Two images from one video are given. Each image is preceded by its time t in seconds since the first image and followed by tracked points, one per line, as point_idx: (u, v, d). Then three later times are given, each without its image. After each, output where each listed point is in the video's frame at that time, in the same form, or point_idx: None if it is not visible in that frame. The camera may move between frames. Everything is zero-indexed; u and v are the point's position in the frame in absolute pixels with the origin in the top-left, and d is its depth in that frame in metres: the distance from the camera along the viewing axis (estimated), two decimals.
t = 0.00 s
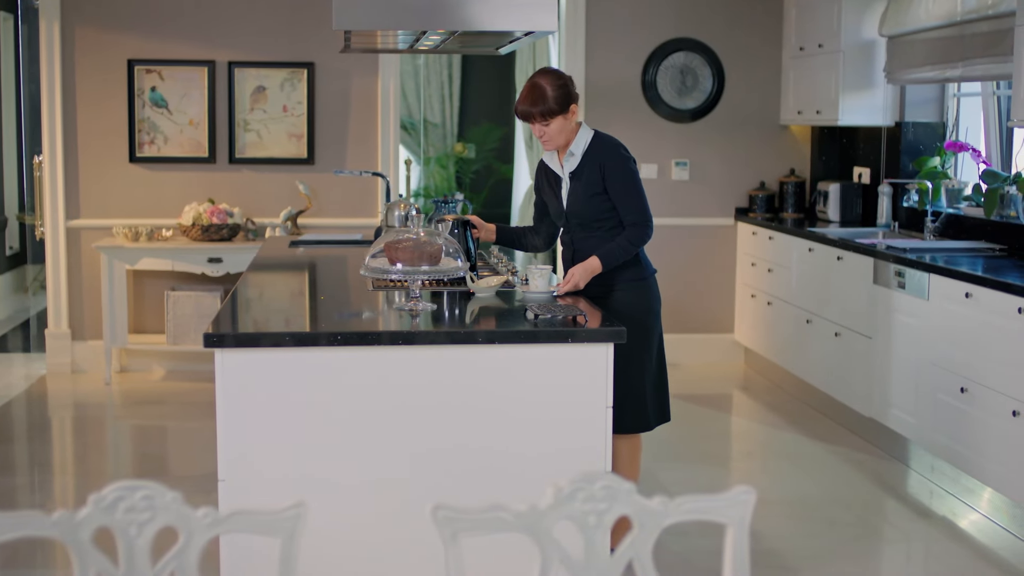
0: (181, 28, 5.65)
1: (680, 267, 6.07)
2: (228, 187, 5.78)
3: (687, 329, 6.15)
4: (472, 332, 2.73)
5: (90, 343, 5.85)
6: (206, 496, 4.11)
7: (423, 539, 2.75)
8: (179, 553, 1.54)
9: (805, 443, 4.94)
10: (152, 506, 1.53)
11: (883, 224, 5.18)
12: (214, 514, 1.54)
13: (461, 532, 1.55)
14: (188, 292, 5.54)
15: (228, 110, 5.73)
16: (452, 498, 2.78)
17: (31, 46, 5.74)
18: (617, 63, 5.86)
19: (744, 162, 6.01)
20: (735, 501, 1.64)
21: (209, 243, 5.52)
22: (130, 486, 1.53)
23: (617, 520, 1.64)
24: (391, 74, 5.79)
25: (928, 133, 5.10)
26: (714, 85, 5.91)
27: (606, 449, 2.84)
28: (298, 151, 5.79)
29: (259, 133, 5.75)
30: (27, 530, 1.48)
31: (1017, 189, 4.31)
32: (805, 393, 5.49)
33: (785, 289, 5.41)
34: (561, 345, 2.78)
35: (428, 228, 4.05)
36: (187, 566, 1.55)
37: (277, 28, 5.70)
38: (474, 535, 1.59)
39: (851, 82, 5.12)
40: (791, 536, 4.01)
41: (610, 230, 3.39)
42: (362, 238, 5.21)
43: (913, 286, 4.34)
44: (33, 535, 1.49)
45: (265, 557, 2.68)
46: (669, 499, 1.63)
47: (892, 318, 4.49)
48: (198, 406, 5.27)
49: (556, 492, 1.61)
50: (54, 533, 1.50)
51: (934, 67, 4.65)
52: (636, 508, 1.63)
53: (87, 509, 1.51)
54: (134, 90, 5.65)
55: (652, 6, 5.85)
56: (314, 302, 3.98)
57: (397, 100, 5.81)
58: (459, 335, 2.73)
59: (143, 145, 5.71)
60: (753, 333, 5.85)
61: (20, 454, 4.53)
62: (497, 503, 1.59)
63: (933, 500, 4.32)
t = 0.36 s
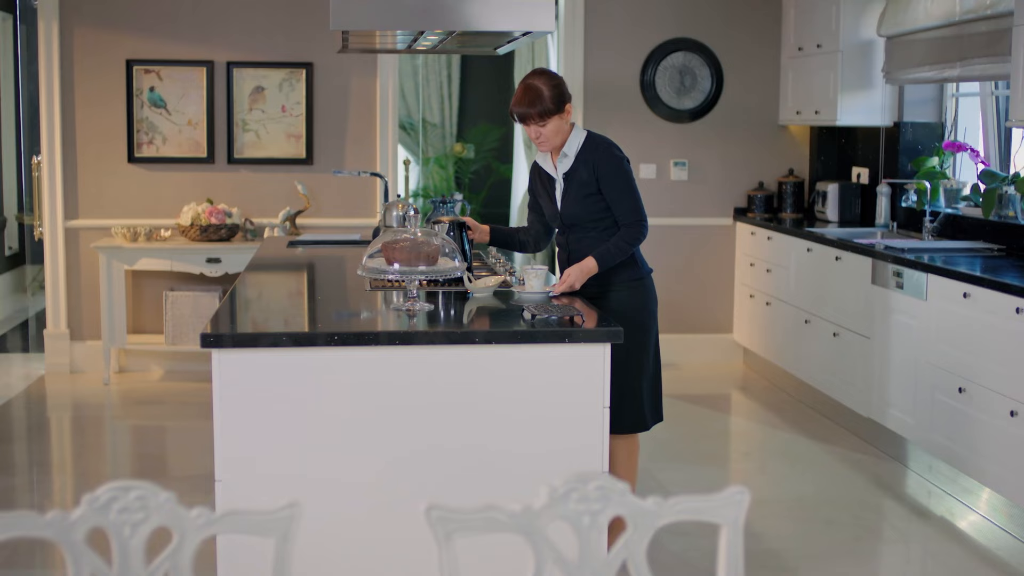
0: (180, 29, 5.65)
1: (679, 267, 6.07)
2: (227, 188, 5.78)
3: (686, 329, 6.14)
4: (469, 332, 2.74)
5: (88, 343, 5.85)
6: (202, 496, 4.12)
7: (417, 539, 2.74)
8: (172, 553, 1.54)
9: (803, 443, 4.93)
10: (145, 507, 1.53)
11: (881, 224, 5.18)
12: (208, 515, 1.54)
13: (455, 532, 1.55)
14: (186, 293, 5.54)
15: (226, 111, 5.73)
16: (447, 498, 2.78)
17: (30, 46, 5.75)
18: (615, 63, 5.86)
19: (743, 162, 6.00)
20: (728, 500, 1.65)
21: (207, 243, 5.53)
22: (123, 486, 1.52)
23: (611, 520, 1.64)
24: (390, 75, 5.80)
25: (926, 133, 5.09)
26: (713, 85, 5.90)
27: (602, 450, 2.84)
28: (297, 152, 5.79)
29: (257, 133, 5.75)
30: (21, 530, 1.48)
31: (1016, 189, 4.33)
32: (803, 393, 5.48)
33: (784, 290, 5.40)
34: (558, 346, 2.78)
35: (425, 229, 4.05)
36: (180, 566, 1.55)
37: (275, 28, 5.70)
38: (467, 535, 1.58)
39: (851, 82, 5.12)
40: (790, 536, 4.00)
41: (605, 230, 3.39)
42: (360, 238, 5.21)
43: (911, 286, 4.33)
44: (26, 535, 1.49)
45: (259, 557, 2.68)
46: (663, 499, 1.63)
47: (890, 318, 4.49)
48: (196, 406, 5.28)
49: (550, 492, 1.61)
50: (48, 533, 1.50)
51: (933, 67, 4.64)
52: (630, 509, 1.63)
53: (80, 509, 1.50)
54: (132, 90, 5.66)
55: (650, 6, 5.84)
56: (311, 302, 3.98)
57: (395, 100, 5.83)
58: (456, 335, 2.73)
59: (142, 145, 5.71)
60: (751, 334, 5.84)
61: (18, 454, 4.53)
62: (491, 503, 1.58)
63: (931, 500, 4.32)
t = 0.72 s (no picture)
0: (179, 29, 5.66)
1: (678, 267, 6.07)
2: (225, 188, 5.79)
3: (685, 329, 6.14)
4: (467, 331, 2.73)
5: (87, 343, 5.84)
6: (200, 496, 4.12)
7: (414, 538, 2.74)
8: (168, 554, 1.55)
9: (802, 443, 4.93)
10: (141, 507, 1.52)
11: (880, 224, 5.17)
12: (204, 515, 1.54)
13: (450, 531, 1.55)
14: (185, 293, 5.54)
15: (224, 111, 5.73)
16: (444, 497, 2.78)
17: (29, 46, 5.76)
18: (614, 63, 5.86)
19: (742, 161, 6.00)
20: (724, 500, 1.64)
21: (206, 243, 5.53)
22: (118, 486, 1.52)
23: (606, 520, 1.64)
24: (389, 75, 5.80)
25: (926, 133, 5.08)
26: (712, 85, 5.90)
27: (601, 449, 2.83)
28: (296, 152, 5.79)
29: (256, 133, 5.75)
30: (16, 530, 1.48)
31: (1014, 189, 4.36)
32: (802, 394, 5.48)
33: (784, 290, 5.40)
34: (557, 345, 2.78)
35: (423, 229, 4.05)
36: (176, 567, 1.55)
37: (274, 28, 5.71)
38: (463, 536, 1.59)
39: (850, 82, 5.11)
40: (789, 536, 4.00)
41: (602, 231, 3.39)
42: (359, 238, 5.21)
43: (909, 286, 4.33)
44: (24, 535, 1.49)
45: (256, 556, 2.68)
46: (659, 499, 1.63)
47: (889, 318, 4.48)
48: (195, 405, 5.28)
49: (545, 493, 1.61)
50: (44, 533, 1.50)
51: (932, 67, 4.64)
52: (626, 509, 1.63)
53: (75, 509, 1.50)
54: (132, 90, 5.66)
55: (649, 6, 5.84)
56: (311, 301, 3.99)
57: (394, 100, 5.82)
58: (454, 335, 2.73)
59: (141, 145, 5.72)
60: (750, 334, 5.84)
61: (18, 454, 4.54)
62: (487, 503, 1.59)
63: (930, 500, 4.31)
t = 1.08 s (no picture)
0: (178, 28, 5.66)
1: (677, 267, 6.07)
2: (225, 188, 5.79)
3: (684, 329, 6.14)
4: (465, 331, 2.73)
5: (86, 343, 5.84)
6: (198, 496, 4.12)
7: (410, 539, 2.74)
8: (163, 554, 1.54)
9: (801, 443, 4.92)
10: (136, 507, 1.52)
11: (879, 224, 5.16)
12: (199, 515, 1.54)
13: (445, 531, 1.54)
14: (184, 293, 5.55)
15: (224, 111, 5.74)
16: (440, 497, 2.77)
17: (28, 47, 5.77)
18: (613, 63, 5.86)
19: (741, 161, 6.00)
20: (720, 501, 1.64)
21: (206, 243, 5.53)
22: (114, 486, 1.52)
23: (602, 520, 1.63)
24: (388, 74, 5.80)
25: (925, 133, 5.07)
26: (711, 85, 5.89)
27: (598, 449, 2.83)
28: (295, 151, 5.79)
29: (255, 133, 5.75)
30: (10, 530, 1.48)
31: (1012, 189, 4.39)
32: (801, 394, 5.47)
33: (782, 290, 5.39)
34: (556, 345, 2.78)
35: (422, 229, 4.04)
36: (171, 567, 1.55)
37: (273, 28, 5.71)
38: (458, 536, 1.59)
39: (849, 82, 5.11)
40: (787, 536, 3.99)
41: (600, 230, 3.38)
42: (357, 238, 5.21)
43: (908, 286, 4.32)
44: (18, 535, 1.49)
45: (250, 555, 2.68)
46: (654, 499, 1.62)
47: (888, 318, 4.48)
48: (194, 405, 5.28)
49: (540, 493, 1.61)
50: (38, 533, 1.50)
51: (931, 67, 4.64)
52: (621, 509, 1.63)
53: (71, 509, 1.50)
54: (131, 90, 5.67)
55: (648, 6, 5.84)
56: (310, 301, 3.99)
57: (393, 100, 5.82)
58: (452, 335, 2.73)
59: (140, 145, 5.72)
60: (749, 334, 5.83)
61: (18, 454, 4.54)
62: (482, 503, 1.58)
63: (929, 500, 4.31)
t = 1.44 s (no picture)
0: (176, 28, 5.66)
1: (676, 267, 6.06)
2: (223, 188, 5.79)
3: (683, 329, 6.13)
4: (462, 331, 2.73)
5: (85, 343, 5.84)
6: (195, 496, 4.12)
7: (404, 539, 2.74)
8: (157, 554, 1.54)
9: (799, 444, 4.92)
10: (129, 507, 1.52)
11: (878, 225, 5.13)
12: (193, 515, 1.54)
13: (439, 532, 1.54)
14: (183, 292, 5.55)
15: (222, 111, 5.74)
16: (435, 497, 2.77)
17: (26, 47, 5.77)
18: (611, 63, 5.85)
19: (739, 161, 5.99)
20: (714, 501, 1.64)
21: (204, 243, 5.53)
22: (108, 486, 1.52)
23: (596, 520, 1.63)
24: (386, 74, 5.80)
25: (923, 133, 5.06)
26: (709, 85, 5.89)
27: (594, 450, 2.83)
28: (293, 151, 5.79)
29: (253, 133, 5.75)
30: (2, 530, 1.48)
31: (1010, 189, 4.37)
32: (799, 394, 5.47)
33: (781, 290, 5.39)
34: (552, 346, 2.78)
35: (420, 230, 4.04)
36: (165, 567, 1.55)
37: (272, 28, 5.71)
38: (452, 537, 1.59)
39: (847, 82, 5.10)
40: (786, 537, 3.99)
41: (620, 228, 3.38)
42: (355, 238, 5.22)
43: (907, 286, 4.31)
44: (11, 535, 1.49)
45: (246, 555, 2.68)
46: (649, 499, 1.62)
47: (886, 318, 4.47)
48: (192, 405, 5.29)
49: (535, 493, 1.61)
50: (32, 534, 1.50)
51: (930, 67, 4.64)
52: (616, 509, 1.62)
53: (65, 510, 1.50)
54: (129, 90, 5.67)
55: (646, 5, 5.83)
56: (308, 301, 3.99)
57: (391, 100, 5.82)
58: (449, 336, 2.73)
59: (138, 145, 5.72)
60: (748, 334, 5.82)
61: (17, 454, 4.55)
62: (477, 503, 1.58)
63: (927, 501, 4.30)
